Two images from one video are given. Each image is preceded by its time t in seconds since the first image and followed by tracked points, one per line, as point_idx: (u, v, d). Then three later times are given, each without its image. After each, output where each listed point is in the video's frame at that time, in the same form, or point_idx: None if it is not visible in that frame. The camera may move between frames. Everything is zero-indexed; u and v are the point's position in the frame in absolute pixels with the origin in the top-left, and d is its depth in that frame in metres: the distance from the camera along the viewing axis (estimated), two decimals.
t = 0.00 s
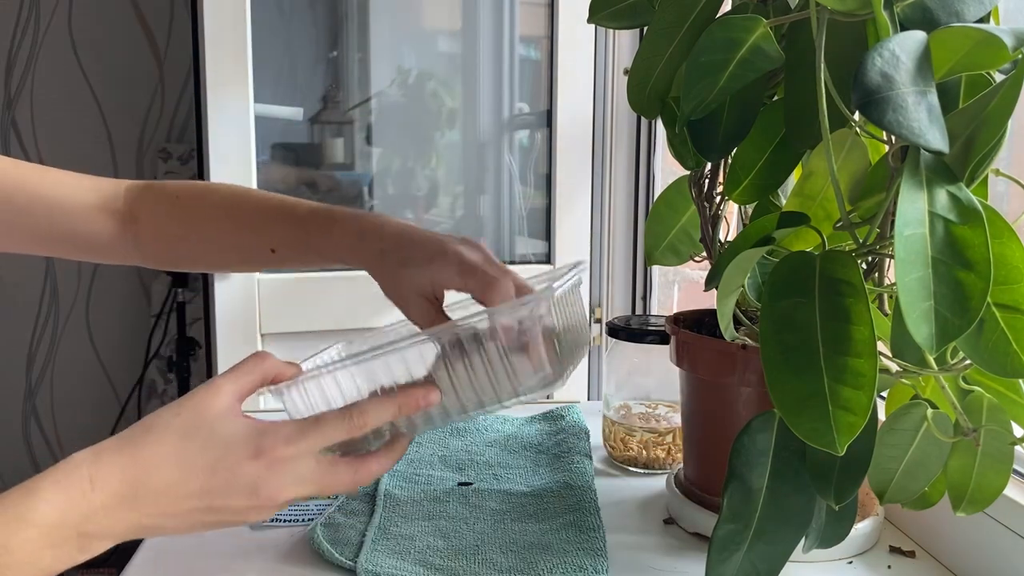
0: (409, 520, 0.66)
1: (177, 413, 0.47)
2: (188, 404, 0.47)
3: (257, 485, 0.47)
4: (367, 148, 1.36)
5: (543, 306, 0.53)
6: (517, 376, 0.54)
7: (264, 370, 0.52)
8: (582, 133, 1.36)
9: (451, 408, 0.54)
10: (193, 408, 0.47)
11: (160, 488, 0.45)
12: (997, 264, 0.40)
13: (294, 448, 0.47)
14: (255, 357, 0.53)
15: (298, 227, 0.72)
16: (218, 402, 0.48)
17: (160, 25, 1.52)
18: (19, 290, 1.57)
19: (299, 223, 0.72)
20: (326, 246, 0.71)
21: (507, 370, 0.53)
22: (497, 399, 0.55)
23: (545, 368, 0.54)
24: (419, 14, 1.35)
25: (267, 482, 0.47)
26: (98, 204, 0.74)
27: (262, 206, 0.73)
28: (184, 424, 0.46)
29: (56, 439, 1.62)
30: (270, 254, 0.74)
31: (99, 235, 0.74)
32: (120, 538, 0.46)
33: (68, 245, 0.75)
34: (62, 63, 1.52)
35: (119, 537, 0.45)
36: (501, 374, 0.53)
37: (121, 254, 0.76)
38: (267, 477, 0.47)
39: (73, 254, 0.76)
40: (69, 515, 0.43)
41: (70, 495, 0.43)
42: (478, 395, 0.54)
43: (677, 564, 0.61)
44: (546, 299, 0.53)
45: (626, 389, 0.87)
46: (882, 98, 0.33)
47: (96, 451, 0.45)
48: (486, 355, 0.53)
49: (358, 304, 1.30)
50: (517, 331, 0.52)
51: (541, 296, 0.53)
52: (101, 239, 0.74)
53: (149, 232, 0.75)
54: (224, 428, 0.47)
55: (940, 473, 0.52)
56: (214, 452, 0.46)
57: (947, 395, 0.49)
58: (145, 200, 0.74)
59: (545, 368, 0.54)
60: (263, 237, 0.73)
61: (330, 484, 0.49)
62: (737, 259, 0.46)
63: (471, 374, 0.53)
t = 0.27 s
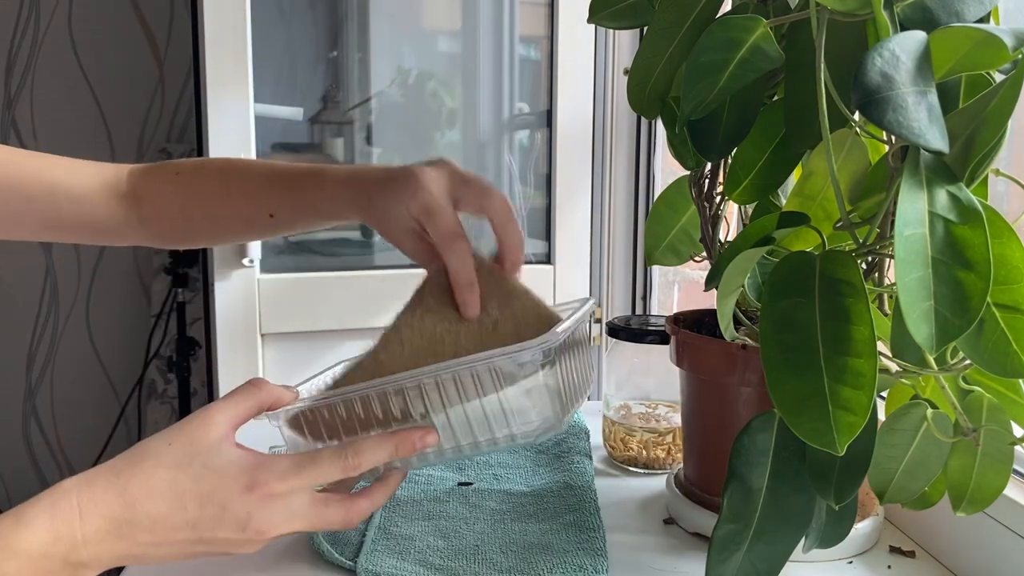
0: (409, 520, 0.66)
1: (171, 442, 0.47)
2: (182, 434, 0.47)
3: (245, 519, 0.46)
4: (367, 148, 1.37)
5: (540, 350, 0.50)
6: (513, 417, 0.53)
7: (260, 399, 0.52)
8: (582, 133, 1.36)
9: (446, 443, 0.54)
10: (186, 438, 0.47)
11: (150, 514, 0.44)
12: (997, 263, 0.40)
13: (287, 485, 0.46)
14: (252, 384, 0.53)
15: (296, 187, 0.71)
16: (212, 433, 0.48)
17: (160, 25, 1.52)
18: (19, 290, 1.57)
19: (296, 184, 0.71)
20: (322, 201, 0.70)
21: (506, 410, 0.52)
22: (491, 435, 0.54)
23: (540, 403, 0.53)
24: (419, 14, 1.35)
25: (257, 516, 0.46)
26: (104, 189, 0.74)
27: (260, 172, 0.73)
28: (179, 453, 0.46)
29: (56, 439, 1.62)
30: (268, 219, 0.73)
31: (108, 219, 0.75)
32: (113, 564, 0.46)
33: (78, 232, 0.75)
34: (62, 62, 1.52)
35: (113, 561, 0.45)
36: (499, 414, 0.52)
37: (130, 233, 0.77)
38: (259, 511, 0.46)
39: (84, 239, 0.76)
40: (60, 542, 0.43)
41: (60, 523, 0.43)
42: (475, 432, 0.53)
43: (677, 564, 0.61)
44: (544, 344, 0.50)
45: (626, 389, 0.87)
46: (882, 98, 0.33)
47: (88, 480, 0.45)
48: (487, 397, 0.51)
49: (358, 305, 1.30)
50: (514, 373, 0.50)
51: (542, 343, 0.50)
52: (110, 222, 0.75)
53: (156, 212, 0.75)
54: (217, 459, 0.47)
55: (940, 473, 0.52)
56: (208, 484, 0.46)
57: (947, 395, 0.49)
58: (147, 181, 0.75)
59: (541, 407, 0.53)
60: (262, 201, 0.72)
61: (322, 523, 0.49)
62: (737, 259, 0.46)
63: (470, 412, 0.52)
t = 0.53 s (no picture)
0: (409, 520, 0.66)
1: (159, 437, 0.46)
2: (169, 428, 0.46)
3: (235, 514, 0.46)
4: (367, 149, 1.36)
5: (542, 356, 0.52)
6: (509, 414, 0.55)
7: (249, 390, 0.51)
8: (582, 133, 1.36)
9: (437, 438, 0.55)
10: (174, 433, 0.46)
11: (141, 512, 0.44)
12: (997, 264, 0.40)
13: (277, 482, 0.46)
14: (239, 375, 0.52)
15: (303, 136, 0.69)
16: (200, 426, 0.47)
17: (160, 26, 1.52)
18: (19, 289, 1.57)
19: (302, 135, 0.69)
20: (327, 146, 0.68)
21: (500, 407, 0.54)
22: (485, 433, 0.55)
23: (543, 410, 0.55)
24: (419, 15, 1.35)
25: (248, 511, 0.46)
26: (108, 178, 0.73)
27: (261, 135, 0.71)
28: (167, 448, 0.46)
29: (56, 438, 1.62)
30: (282, 170, 0.70)
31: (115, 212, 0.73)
32: (103, 557, 0.46)
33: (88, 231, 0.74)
34: (62, 62, 1.52)
35: (104, 554, 0.45)
36: (492, 411, 0.54)
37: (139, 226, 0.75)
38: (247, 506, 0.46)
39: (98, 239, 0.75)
40: (50, 538, 0.43)
41: (49, 520, 0.43)
42: (467, 428, 0.55)
43: (677, 564, 0.61)
44: (546, 350, 0.52)
45: (626, 389, 0.87)
46: (882, 98, 0.33)
47: (77, 475, 0.45)
48: (480, 394, 0.53)
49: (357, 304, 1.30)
50: (514, 375, 0.52)
51: (543, 347, 0.52)
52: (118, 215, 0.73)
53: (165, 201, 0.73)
54: (205, 454, 0.46)
55: (940, 473, 0.52)
56: (198, 478, 0.46)
57: (947, 395, 0.49)
58: (153, 171, 0.73)
59: (542, 412, 0.55)
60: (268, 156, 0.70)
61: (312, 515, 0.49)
62: (737, 259, 0.46)
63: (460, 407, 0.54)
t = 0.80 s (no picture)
0: (409, 520, 0.66)
1: (163, 437, 0.46)
2: (174, 428, 0.46)
3: (241, 514, 0.46)
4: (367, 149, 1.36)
5: (544, 358, 0.52)
6: (510, 411, 0.55)
7: (253, 387, 0.51)
8: (582, 133, 1.36)
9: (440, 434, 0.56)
10: (180, 433, 0.46)
11: (146, 512, 0.44)
12: (997, 264, 0.40)
13: (283, 481, 0.47)
14: (242, 373, 0.52)
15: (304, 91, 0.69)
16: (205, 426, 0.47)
17: (160, 26, 1.52)
18: (18, 288, 1.57)
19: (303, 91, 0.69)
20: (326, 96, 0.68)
21: (501, 404, 0.55)
22: (486, 429, 0.56)
23: (545, 410, 0.55)
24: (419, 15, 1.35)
25: (253, 509, 0.46)
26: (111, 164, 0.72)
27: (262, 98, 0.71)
28: (173, 448, 0.46)
29: (56, 439, 1.62)
30: (287, 131, 0.69)
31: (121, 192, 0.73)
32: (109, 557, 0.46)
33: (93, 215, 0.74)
34: (62, 62, 1.52)
35: (110, 554, 0.45)
36: (494, 407, 0.55)
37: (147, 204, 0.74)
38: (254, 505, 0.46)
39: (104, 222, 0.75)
40: (56, 539, 0.43)
41: (57, 522, 0.43)
42: (469, 424, 0.56)
43: (677, 564, 0.61)
44: (548, 352, 0.52)
45: (626, 389, 0.87)
46: (882, 98, 0.33)
47: (82, 477, 0.44)
48: (481, 390, 0.54)
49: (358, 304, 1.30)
50: (517, 374, 0.53)
51: (546, 348, 0.52)
52: (123, 195, 0.73)
53: (171, 177, 0.73)
54: (213, 454, 0.46)
55: (940, 473, 0.52)
56: (203, 480, 0.46)
57: (947, 395, 0.49)
58: (157, 149, 0.73)
59: (543, 411, 0.55)
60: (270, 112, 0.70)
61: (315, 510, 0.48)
62: (737, 259, 0.46)
63: (462, 403, 0.55)
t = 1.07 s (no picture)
0: (409, 519, 0.66)
1: (166, 432, 0.46)
2: (179, 424, 0.47)
3: (246, 510, 0.46)
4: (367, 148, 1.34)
5: (543, 349, 0.53)
6: (512, 403, 0.55)
7: (256, 383, 0.51)
8: (582, 133, 1.36)
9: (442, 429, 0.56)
10: (184, 429, 0.47)
11: (151, 508, 0.44)
12: (997, 264, 0.40)
13: (287, 475, 0.46)
14: (245, 369, 0.52)
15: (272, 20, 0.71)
16: (208, 422, 0.48)
17: (160, 26, 1.52)
18: (18, 288, 1.57)
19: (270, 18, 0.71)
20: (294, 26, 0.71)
21: (503, 396, 0.55)
22: (489, 421, 0.56)
23: (544, 402, 0.55)
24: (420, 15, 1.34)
25: (258, 505, 0.46)
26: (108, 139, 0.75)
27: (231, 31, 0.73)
28: (176, 444, 0.46)
29: (56, 439, 1.62)
30: (259, 57, 0.72)
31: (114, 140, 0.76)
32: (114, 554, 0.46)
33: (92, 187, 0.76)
34: (62, 62, 1.52)
35: (114, 552, 0.45)
36: (495, 400, 0.55)
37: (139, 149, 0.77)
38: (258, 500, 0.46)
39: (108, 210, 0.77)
40: (62, 533, 0.43)
41: (61, 517, 0.43)
42: (472, 417, 0.56)
43: (678, 564, 0.61)
44: (547, 343, 0.53)
45: (626, 389, 0.87)
46: (882, 98, 0.33)
47: (86, 474, 0.45)
48: (482, 383, 0.54)
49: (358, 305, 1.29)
50: (517, 366, 0.53)
51: (546, 340, 0.53)
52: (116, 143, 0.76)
53: (160, 122, 0.75)
54: (217, 449, 0.47)
55: (940, 473, 0.52)
56: (207, 475, 0.46)
57: (947, 395, 0.49)
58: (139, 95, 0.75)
59: (543, 403, 0.55)
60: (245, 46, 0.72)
61: (318, 506, 0.48)
62: (737, 259, 0.46)
63: (464, 397, 0.55)
